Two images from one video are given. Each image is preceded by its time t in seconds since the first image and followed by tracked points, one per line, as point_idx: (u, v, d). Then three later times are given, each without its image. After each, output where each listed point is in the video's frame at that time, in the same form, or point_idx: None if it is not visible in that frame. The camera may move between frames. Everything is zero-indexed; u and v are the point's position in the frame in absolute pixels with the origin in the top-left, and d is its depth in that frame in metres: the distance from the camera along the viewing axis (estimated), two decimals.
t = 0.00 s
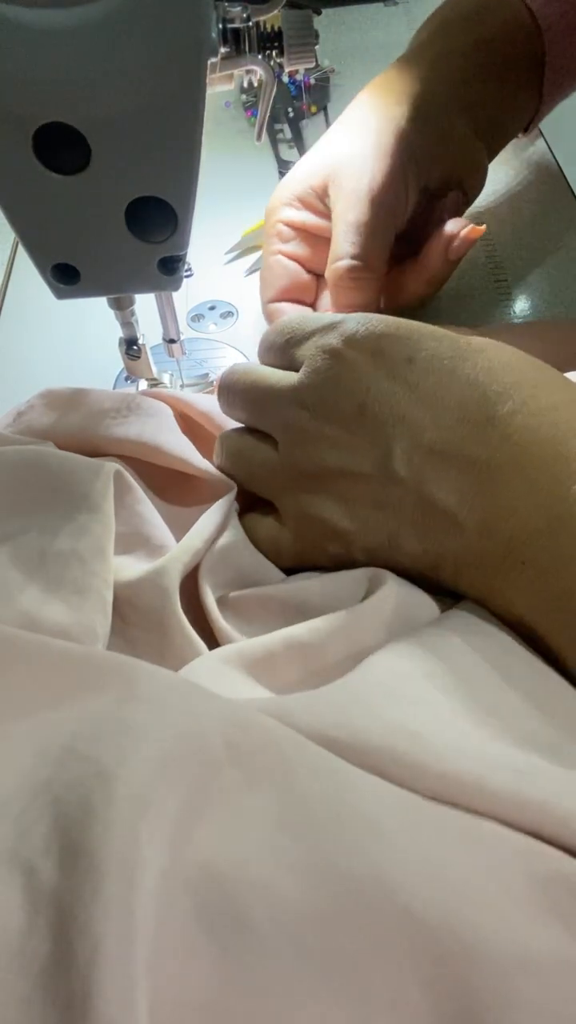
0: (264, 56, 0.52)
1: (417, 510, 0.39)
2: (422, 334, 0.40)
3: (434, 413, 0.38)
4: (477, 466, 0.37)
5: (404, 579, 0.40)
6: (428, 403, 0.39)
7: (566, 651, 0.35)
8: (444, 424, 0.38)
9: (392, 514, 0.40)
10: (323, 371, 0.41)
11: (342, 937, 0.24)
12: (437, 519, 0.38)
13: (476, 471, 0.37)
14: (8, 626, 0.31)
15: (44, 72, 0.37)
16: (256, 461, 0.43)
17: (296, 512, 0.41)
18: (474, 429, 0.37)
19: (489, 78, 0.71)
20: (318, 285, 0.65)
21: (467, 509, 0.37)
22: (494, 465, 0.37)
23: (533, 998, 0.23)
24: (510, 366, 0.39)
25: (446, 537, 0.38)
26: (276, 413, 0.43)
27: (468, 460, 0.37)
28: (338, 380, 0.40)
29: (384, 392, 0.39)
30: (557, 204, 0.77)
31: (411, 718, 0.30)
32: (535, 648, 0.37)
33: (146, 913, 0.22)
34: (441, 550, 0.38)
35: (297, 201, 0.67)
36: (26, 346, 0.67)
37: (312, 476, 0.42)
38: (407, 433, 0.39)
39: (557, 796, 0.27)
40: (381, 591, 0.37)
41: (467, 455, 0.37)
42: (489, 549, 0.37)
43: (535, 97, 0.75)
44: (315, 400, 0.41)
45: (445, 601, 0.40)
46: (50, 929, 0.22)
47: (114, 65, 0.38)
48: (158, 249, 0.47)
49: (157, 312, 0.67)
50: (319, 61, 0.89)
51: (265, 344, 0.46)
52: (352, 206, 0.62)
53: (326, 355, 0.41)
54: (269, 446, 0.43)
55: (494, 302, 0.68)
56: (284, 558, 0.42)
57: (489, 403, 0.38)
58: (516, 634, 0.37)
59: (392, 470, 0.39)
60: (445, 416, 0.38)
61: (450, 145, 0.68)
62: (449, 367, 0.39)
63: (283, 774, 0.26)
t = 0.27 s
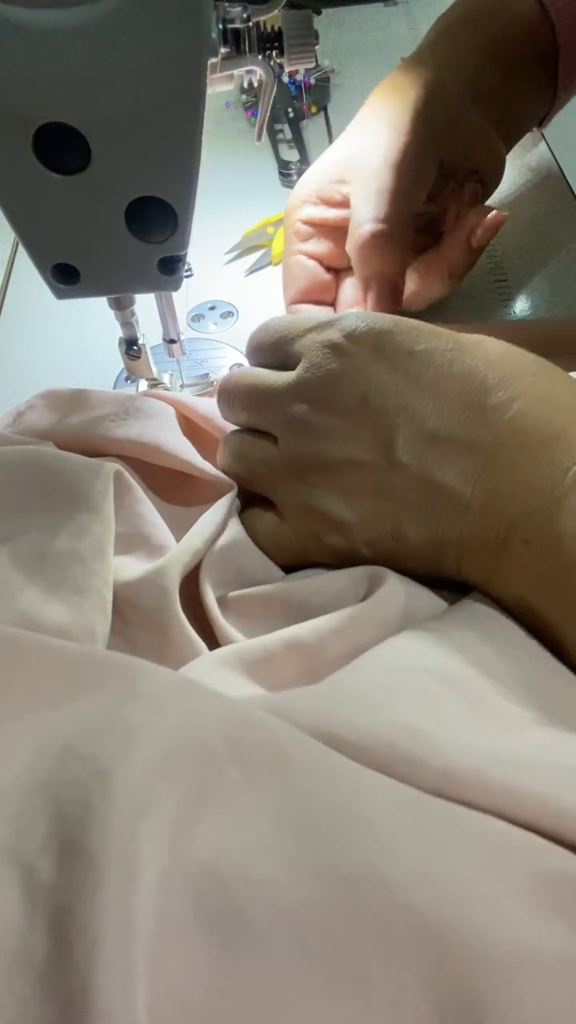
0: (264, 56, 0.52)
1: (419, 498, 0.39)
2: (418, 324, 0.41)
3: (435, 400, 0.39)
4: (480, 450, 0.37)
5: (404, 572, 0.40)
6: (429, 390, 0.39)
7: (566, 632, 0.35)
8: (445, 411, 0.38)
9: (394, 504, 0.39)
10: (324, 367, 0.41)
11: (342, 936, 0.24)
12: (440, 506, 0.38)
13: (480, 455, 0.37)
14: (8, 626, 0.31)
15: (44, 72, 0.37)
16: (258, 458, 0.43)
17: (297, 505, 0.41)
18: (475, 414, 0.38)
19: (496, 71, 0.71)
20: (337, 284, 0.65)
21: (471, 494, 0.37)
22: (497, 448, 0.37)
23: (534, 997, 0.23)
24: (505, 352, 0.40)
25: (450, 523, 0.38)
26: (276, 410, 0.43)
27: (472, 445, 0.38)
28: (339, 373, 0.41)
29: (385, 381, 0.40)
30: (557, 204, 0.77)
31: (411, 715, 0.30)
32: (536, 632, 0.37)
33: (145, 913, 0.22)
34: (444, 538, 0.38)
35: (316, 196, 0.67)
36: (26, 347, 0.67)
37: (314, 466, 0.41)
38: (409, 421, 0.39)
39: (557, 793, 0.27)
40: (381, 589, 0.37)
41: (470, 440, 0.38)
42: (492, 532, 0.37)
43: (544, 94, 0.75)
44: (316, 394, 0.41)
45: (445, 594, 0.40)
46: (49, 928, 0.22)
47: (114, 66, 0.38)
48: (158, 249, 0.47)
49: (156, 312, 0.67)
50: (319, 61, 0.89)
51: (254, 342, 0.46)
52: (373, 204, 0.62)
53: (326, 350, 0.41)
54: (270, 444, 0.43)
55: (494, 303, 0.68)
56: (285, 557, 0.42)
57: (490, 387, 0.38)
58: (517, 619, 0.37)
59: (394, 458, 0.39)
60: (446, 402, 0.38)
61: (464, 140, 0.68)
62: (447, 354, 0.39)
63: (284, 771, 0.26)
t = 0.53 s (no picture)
0: (264, 56, 0.52)
1: (428, 501, 0.39)
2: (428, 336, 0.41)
3: (448, 407, 0.39)
4: (492, 454, 0.38)
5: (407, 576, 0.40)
6: (443, 398, 0.40)
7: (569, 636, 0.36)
8: (458, 417, 0.39)
9: (402, 507, 0.40)
10: (331, 367, 0.41)
11: (342, 934, 0.24)
12: (449, 508, 0.39)
13: (491, 459, 0.38)
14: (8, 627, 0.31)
15: (44, 72, 0.37)
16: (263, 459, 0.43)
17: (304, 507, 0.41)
18: (487, 421, 0.39)
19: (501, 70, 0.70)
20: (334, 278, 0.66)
21: (480, 496, 0.38)
22: (509, 452, 0.38)
23: (534, 996, 0.23)
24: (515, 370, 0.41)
25: (458, 525, 0.38)
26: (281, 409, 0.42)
27: (483, 449, 0.38)
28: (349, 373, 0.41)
29: (398, 387, 0.40)
30: (558, 204, 0.77)
31: (412, 714, 0.30)
32: (539, 637, 0.37)
33: (146, 912, 0.22)
34: (450, 542, 0.39)
35: (316, 193, 0.67)
36: (26, 347, 0.67)
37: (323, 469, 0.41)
38: (420, 426, 0.40)
39: (558, 790, 0.27)
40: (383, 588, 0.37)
41: (481, 444, 0.38)
42: (501, 534, 0.38)
43: (543, 95, 0.75)
44: (324, 395, 0.41)
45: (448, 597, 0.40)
46: (50, 927, 0.22)
47: (115, 66, 0.38)
48: (158, 249, 0.47)
49: (157, 312, 0.67)
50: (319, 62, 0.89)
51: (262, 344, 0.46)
52: (380, 210, 0.62)
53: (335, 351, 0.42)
54: (276, 443, 0.43)
55: (494, 302, 0.68)
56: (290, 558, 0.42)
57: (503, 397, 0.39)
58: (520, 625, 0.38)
59: (404, 462, 0.40)
60: (459, 409, 0.39)
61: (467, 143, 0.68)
62: (459, 366, 0.40)
63: (285, 769, 0.26)
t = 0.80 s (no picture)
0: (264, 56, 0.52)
1: (435, 496, 0.39)
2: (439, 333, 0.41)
3: (456, 401, 0.39)
4: (499, 450, 0.38)
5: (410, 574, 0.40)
6: (450, 392, 0.39)
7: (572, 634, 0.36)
8: (465, 412, 0.39)
9: (409, 500, 0.39)
10: (340, 364, 0.41)
11: (343, 934, 0.24)
12: (455, 503, 0.38)
13: (498, 454, 0.38)
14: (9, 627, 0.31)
15: (44, 72, 0.37)
16: (268, 452, 0.43)
17: (307, 501, 0.41)
18: (494, 417, 0.38)
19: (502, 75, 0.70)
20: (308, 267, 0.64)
21: (486, 491, 0.38)
22: (515, 448, 0.37)
23: (533, 996, 0.23)
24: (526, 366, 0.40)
25: (464, 520, 0.38)
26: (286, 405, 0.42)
27: (490, 444, 0.38)
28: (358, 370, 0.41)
29: (406, 381, 0.40)
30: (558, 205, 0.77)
31: (412, 712, 0.30)
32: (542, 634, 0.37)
33: (146, 912, 0.22)
34: (456, 537, 0.38)
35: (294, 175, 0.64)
36: (26, 347, 0.67)
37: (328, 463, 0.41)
38: (428, 419, 0.39)
39: (559, 789, 0.27)
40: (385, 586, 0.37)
41: (488, 440, 0.38)
42: (506, 531, 0.37)
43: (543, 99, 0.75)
44: (333, 389, 0.41)
45: (451, 596, 0.40)
46: (51, 927, 0.22)
47: (115, 66, 0.38)
48: (158, 249, 0.47)
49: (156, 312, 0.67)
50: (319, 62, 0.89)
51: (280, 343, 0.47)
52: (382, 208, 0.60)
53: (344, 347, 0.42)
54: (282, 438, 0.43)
55: (495, 302, 0.68)
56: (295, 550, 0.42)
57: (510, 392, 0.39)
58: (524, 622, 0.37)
59: (411, 456, 0.39)
60: (467, 404, 0.39)
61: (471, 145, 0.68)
62: (468, 360, 0.40)
63: (285, 769, 0.26)
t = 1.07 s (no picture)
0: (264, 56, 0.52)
1: (435, 503, 0.39)
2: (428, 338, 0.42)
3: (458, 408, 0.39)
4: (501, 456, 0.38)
5: (410, 577, 0.40)
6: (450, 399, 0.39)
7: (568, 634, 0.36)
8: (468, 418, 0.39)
9: (409, 507, 0.39)
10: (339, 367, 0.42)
11: (343, 934, 0.24)
12: (455, 508, 0.38)
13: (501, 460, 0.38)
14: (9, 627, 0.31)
15: (45, 72, 0.37)
16: (268, 460, 0.43)
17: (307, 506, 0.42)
18: (498, 423, 0.38)
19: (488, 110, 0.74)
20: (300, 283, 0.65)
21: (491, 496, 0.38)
22: (518, 454, 0.38)
23: (533, 996, 0.23)
24: (521, 373, 0.41)
25: (465, 526, 0.38)
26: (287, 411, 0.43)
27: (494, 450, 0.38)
28: (358, 376, 0.41)
29: (404, 385, 0.40)
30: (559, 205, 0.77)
31: (412, 712, 0.30)
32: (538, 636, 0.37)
33: (146, 912, 0.22)
34: (456, 543, 0.39)
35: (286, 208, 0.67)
36: (26, 347, 0.67)
37: (329, 470, 0.42)
38: (428, 424, 0.39)
39: (557, 786, 0.27)
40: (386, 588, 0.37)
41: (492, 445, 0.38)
42: (509, 535, 0.37)
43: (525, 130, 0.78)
44: (332, 397, 0.41)
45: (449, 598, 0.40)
46: (51, 927, 0.22)
47: (117, 66, 0.38)
48: (158, 249, 0.47)
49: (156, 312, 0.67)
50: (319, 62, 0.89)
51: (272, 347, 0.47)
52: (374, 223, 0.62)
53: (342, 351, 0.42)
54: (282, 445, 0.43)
55: (494, 302, 0.68)
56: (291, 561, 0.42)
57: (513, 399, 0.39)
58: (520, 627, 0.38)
59: (411, 463, 0.39)
60: (473, 409, 0.39)
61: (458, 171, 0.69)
62: (467, 368, 0.40)
63: (286, 769, 0.26)
